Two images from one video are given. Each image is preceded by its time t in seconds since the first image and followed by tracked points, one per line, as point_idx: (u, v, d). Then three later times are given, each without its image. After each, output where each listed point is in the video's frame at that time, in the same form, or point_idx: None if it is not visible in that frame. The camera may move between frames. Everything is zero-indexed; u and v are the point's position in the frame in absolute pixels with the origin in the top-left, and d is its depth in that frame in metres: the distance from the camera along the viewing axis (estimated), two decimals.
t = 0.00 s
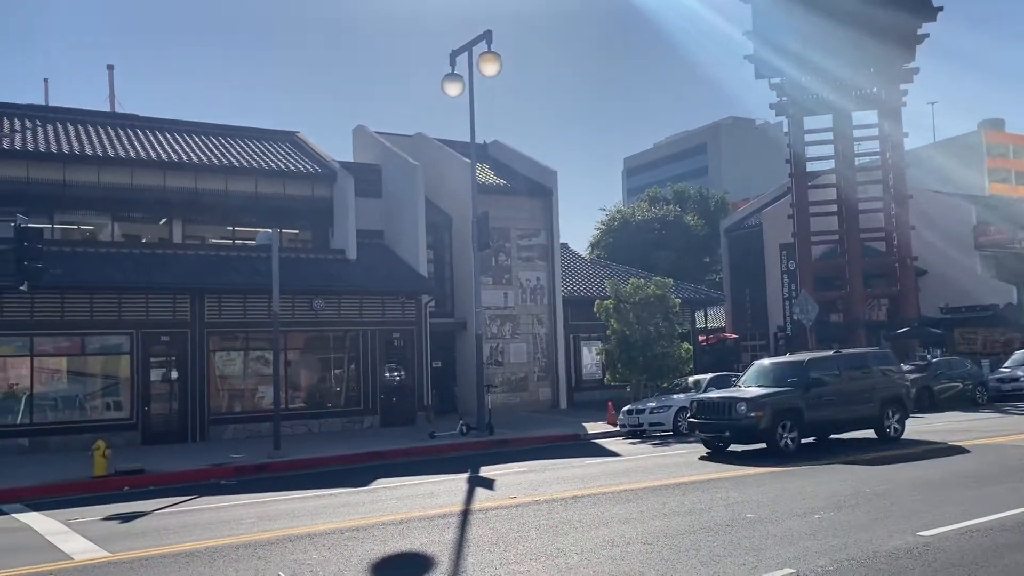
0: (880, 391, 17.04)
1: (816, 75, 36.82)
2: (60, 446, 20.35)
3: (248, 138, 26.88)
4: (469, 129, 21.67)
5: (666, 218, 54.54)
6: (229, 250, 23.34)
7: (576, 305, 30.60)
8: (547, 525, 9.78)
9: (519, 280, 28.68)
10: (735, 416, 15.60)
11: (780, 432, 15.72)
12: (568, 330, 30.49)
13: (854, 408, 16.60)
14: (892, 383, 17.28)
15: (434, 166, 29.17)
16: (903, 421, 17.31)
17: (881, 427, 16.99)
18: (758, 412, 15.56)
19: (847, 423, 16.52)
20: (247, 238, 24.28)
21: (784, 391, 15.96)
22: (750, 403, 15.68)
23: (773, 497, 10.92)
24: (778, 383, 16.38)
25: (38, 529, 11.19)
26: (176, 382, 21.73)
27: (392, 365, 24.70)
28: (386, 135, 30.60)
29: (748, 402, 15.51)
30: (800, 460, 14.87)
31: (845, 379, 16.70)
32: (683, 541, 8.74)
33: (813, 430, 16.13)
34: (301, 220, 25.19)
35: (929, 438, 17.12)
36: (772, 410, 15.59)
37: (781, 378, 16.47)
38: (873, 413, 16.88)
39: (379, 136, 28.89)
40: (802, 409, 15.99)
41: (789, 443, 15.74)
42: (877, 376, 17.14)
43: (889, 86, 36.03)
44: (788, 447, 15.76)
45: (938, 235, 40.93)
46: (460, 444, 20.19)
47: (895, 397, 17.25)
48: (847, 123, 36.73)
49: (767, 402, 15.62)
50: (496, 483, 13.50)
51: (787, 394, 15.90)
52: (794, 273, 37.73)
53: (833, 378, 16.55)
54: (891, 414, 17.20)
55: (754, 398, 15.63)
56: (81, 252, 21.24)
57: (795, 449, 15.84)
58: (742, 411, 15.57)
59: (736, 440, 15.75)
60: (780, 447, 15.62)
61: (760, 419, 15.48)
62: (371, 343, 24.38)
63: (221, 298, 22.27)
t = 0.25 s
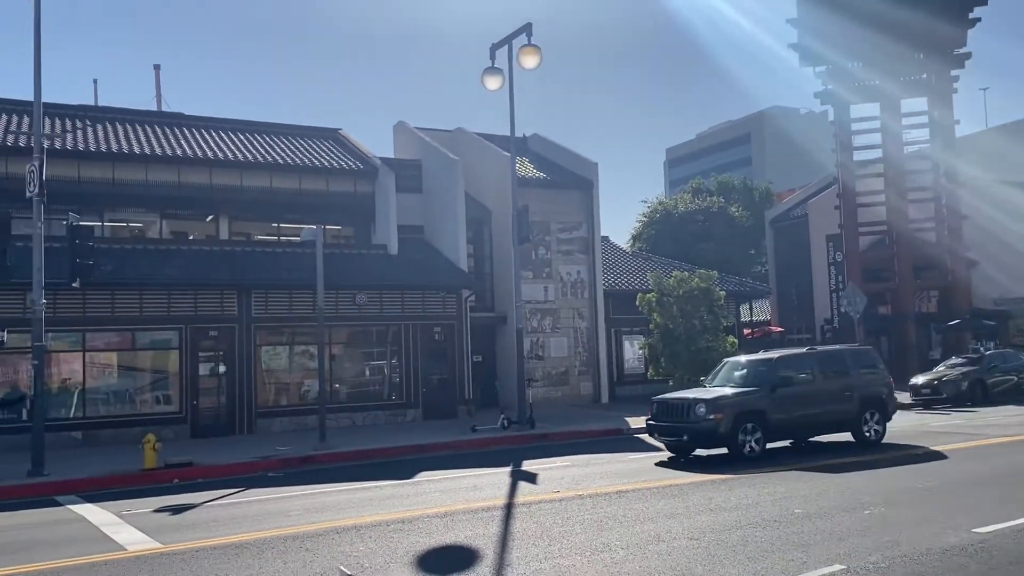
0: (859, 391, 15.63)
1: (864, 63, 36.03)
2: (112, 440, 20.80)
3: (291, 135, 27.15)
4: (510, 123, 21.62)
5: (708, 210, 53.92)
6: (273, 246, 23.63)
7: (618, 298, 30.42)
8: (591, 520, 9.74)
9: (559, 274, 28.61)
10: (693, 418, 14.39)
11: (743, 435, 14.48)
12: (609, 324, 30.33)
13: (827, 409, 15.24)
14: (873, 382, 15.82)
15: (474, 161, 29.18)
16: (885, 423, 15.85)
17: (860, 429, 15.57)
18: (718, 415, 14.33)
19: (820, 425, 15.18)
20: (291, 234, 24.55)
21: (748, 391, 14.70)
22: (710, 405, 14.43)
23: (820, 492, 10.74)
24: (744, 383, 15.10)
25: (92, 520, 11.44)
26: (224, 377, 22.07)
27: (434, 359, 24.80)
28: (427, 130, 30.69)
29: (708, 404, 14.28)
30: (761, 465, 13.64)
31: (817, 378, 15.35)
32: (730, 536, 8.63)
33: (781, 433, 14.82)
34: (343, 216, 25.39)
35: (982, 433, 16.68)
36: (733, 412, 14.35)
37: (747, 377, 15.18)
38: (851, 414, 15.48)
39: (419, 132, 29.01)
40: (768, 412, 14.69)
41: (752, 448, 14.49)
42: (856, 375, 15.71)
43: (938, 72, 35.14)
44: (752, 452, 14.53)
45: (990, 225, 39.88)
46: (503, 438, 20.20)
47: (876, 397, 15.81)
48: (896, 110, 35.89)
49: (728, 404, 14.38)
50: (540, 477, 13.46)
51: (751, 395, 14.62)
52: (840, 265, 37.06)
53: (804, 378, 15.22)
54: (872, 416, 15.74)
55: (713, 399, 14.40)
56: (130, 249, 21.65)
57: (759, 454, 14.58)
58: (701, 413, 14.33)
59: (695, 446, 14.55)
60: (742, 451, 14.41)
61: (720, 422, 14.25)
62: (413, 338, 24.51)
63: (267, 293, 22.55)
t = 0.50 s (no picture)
0: (839, 392, 14.73)
1: (908, 52, 35.31)
2: (156, 433, 21.16)
3: (329, 133, 27.36)
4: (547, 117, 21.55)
5: (748, 203, 53.31)
6: (312, 243, 23.84)
7: (657, 293, 30.22)
8: (631, 516, 9.68)
9: (597, 269, 28.48)
10: (655, 420, 13.53)
11: (707, 440, 13.55)
12: (647, 319, 30.11)
13: (801, 412, 14.34)
14: (855, 384, 14.93)
15: (511, 156, 29.15)
16: (865, 427, 14.96)
17: (838, 433, 14.67)
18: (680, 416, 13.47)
19: (794, 429, 14.29)
20: (330, 231, 24.74)
21: (715, 392, 13.85)
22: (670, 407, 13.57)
23: (865, 489, 10.55)
24: (713, 384, 14.25)
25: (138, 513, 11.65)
26: (264, 372, 22.33)
27: (471, 354, 24.86)
28: (464, 126, 30.73)
29: (670, 405, 13.44)
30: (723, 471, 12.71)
31: (791, 380, 14.47)
32: (773, 533, 8.52)
33: (750, 437, 13.92)
34: (381, 212, 25.53)
35: None
36: (697, 414, 13.49)
37: (717, 377, 14.33)
38: (829, 417, 14.58)
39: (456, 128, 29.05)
40: (736, 414, 13.80)
41: (717, 454, 13.58)
42: (835, 376, 14.81)
43: (986, 60, 34.31)
44: (717, 457, 13.61)
45: None
46: (542, 433, 20.19)
47: (857, 399, 14.91)
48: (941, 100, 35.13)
49: (692, 405, 13.53)
50: (578, 473, 13.41)
51: (717, 396, 13.74)
52: (884, 258, 36.39)
53: (777, 380, 14.35)
54: (851, 419, 14.85)
55: (677, 400, 13.55)
56: (173, 246, 21.99)
57: (725, 461, 13.65)
58: (662, 415, 13.50)
59: (658, 450, 13.69)
60: (707, 456, 13.47)
61: (682, 425, 13.39)
62: (451, 333, 24.60)
63: (307, 290, 22.77)
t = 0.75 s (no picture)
0: (811, 394, 13.63)
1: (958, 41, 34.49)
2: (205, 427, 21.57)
3: (372, 130, 27.59)
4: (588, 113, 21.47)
5: (793, 197, 52.57)
6: (355, 239, 24.05)
7: (700, 289, 29.97)
8: (675, 513, 9.62)
9: (639, 264, 28.33)
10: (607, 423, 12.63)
11: (662, 444, 12.62)
12: (690, 314, 29.87)
13: (768, 416, 13.28)
14: (830, 385, 13.84)
15: (553, 151, 29.11)
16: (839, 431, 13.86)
17: (810, 439, 13.56)
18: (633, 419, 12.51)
19: (762, 433, 13.25)
20: (373, 228, 24.96)
21: (675, 394, 12.80)
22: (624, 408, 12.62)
23: (915, 488, 10.36)
24: (676, 384, 13.24)
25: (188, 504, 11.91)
26: (309, 367, 22.65)
27: (513, 350, 24.92)
28: (505, 122, 30.76)
29: (623, 407, 12.52)
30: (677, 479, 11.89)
31: (759, 381, 13.39)
32: (821, 532, 8.40)
33: (711, 442, 12.88)
34: (423, 208, 25.68)
35: None
36: (650, 417, 12.53)
37: (680, 377, 13.31)
38: (799, 422, 13.47)
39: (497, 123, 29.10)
40: (696, 417, 12.77)
41: (675, 460, 12.64)
42: (809, 377, 13.74)
43: None
44: (673, 463, 12.66)
45: None
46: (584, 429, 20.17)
47: (832, 403, 13.84)
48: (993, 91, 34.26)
49: (646, 407, 12.56)
50: (621, 469, 13.38)
51: (677, 398, 12.75)
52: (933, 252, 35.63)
53: (743, 381, 13.29)
54: (824, 424, 13.74)
55: (630, 401, 12.63)
56: (220, 243, 22.37)
57: (682, 467, 12.71)
58: (617, 417, 12.56)
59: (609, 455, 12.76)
60: (662, 462, 12.55)
61: (636, 428, 12.45)
62: (493, 329, 24.67)
63: (350, 286, 23.01)
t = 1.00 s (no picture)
0: (780, 398, 13.20)
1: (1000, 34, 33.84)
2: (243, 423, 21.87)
3: (406, 129, 27.76)
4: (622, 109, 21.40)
5: (830, 193, 51.92)
6: (390, 237, 24.22)
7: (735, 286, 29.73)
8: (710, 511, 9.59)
9: (673, 262, 28.18)
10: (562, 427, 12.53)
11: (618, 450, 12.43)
12: (726, 312, 29.64)
13: (731, 420, 12.90)
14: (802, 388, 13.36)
15: (586, 148, 29.05)
16: (813, 437, 13.33)
17: (780, 443, 13.13)
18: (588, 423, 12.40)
19: (727, 438, 12.88)
20: (408, 226, 25.10)
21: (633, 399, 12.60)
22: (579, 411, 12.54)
23: (956, 489, 10.20)
24: (636, 387, 13.00)
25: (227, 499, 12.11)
26: (345, 363, 22.87)
27: (546, 347, 24.93)
28: (538, 119, 30.77)
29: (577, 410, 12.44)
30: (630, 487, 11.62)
31: (722, 384, 13.03)
32: (858, 532, 8.32)
33: (672, 447, 12.64)
34: (457, 206, 25.78)
35: None
36: (605, 420, 12.40)
37: (641, 381, 13.07)
38: (766, 426, 13.08)
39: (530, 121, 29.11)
40: (654, 422, 12.57)
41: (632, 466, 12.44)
42: (777, 381, 13.26)
43: None
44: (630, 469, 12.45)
45: None
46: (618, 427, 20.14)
47: (803, 407, 13.35)
48: None
49: (600, 410, 12.45)
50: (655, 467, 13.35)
51: (633, 402, 12.56)
52: (975, 249, 34.96)
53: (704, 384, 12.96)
54: (796, 428, 13.24)
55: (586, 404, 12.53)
56: (257, 242, 22.66)
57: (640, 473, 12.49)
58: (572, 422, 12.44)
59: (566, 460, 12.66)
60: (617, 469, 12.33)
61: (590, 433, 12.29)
62: (526, 326, 24.70)
63: (385, 284, 23.19)
